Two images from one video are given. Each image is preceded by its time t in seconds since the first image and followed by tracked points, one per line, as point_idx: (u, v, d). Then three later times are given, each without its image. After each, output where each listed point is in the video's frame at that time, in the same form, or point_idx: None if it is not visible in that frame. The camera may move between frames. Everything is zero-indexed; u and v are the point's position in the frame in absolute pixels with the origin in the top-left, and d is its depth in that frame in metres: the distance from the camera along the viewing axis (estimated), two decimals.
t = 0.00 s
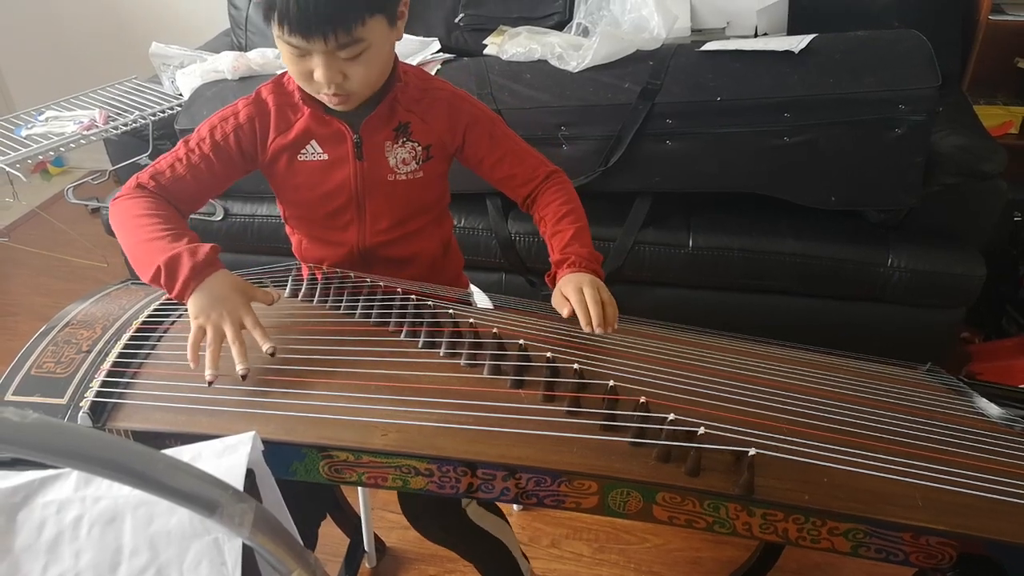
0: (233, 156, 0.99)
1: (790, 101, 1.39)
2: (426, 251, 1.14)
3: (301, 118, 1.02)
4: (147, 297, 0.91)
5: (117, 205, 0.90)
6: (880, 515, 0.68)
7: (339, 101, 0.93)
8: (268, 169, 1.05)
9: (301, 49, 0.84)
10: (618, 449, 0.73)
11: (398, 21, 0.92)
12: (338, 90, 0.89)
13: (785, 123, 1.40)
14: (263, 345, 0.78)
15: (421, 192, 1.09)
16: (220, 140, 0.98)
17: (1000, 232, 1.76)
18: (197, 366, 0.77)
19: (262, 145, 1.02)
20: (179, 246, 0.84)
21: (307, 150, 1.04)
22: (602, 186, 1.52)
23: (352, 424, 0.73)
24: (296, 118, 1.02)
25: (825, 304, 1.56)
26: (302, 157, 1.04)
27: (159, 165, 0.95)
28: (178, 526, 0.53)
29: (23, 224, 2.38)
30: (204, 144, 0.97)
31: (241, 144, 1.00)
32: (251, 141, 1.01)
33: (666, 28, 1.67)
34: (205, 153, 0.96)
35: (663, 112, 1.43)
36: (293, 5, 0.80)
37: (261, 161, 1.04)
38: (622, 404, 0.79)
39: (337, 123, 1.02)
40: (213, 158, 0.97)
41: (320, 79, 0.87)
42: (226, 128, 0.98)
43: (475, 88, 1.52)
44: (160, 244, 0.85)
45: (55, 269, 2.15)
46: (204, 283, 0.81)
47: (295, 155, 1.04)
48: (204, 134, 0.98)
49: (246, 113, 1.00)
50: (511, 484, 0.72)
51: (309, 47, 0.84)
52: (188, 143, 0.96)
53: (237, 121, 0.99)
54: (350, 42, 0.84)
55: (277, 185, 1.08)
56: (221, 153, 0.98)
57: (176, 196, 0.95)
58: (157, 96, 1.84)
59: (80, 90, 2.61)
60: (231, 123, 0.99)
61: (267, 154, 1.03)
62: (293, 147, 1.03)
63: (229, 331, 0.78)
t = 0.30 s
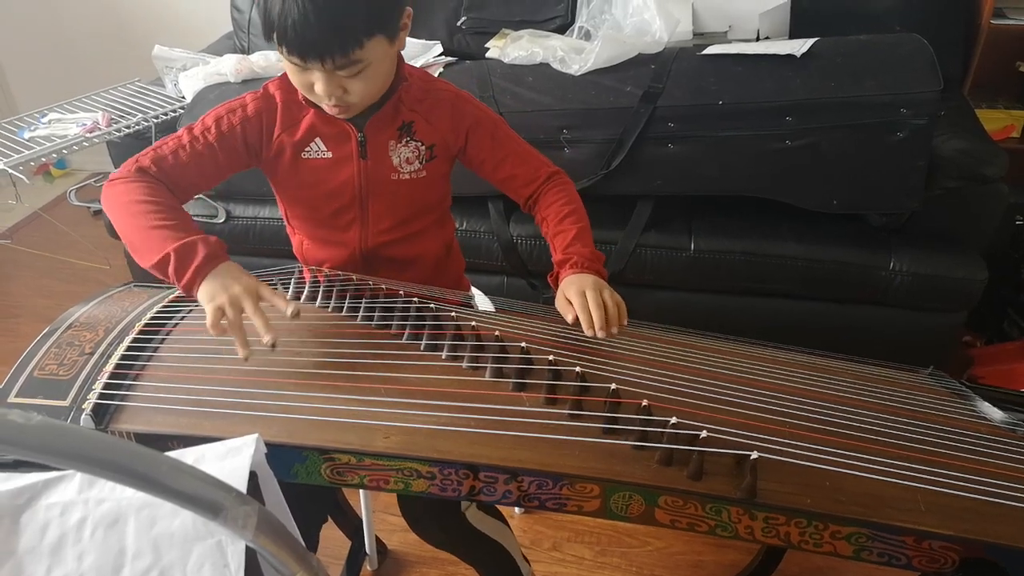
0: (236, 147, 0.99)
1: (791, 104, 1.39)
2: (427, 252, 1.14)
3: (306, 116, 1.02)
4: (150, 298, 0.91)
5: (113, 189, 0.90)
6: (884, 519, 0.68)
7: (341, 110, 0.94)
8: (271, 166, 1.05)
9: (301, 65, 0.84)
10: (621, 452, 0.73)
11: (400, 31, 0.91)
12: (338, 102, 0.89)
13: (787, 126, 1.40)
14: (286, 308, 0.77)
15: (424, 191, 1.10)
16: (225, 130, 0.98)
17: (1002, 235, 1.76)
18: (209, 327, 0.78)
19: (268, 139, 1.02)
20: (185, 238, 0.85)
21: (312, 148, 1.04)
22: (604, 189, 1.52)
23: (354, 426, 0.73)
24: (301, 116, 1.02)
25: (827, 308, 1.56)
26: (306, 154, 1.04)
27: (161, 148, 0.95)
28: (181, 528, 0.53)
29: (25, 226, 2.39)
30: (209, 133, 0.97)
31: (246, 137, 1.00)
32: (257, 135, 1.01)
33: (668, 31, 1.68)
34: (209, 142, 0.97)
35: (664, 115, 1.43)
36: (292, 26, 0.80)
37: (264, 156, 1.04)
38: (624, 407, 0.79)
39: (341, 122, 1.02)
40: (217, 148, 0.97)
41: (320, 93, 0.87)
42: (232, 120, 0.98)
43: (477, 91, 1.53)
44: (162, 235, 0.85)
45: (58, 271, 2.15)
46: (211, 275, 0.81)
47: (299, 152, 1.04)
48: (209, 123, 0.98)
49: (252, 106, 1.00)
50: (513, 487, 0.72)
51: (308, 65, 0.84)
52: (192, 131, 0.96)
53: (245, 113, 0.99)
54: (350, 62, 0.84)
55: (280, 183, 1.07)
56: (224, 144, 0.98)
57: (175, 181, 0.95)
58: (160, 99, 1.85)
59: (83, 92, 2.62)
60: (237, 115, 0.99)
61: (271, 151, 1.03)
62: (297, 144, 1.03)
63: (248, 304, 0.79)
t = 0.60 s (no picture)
0: (237, 151, 1.01)
1: (792, 103, 1.39)
2: (428, 250, 1.14)
3: (304, 113, 1.02)
4: (151, 299, 0.92)
5: (127, 198, 0.92)
6: (884, 518, 0.68)
7: (341, 106, 0.94)
8: (272, 164, 1.06)
9: (299, 63, 0.84)
10: (621, 451, 0.73)
11: (396, 26, 0.91)
12: (337, 98, 0.90)
13: (788, 125, 1.40)
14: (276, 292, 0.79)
15: (423, 187, 1.09)
16: (225, 135, 0.99)
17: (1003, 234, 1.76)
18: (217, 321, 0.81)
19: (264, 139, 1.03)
20: (189, 233, 0.86)
21: (311, 144, 1.04)
22: (604, 189, 1.53)
23: (355, 426, 0.73)
24: (299, 113, 1.03)
25: (829, 306, 1.56)
26: (305, 150, 1.04)
27: (167, 158, 0.97)
28: (182, 529, 0.54)
29: (26, 226, 2.39)
30: (210, 139, 0.98)
31: (245, 138, 1.01)
32: (255, 135, 1.02)
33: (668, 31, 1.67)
34: (210, 148, 0.98)
35: (665, 114, 1.43)
36: (288, 24, 0.80)
37: (265, 157, 1.05)
38: (624, 406, 0.79)
39: (339, 117, 1.02)
40: (218, 152, 0.99)
41: (320, 90, 0.87)
42: (231, 123, 0.99)
43: (477, 90, 1.53)
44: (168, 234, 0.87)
45: (59, 272, 2.16)
46: (217, 261, 0.83)
47: (298, 148, 1.04)
48: (210, 129, 0.99)
49: (250, 108, 1.01)
50: (513, 487, 0.72)
51: (307, 62, 0.84)
52: (195, 137, 0.98)
53: (243, 116, 1.00)
54: (347, 58, 0.84)
55: (280, 179, 1.08)
56: (225, 148, 0.99)
57: (182, 188, 0.97)
58: (161, 100, 1.85)
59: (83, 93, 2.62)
60: (236, 118, 1.00)
61: (271, 149, 1.04)
62: (296, 140, 1.03)
63: (240, 288, 0.80)
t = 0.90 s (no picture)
0: (237, 155, 1.01)
1: (791, 104, 1.39)
2: (428, 250, 1.14)
3: (305, 114, 1.02)
4: (151, 301, 0.91)
5: (129, 204, 0.92)
6: (886, 520, 0.68)
7: (340, 104, 0.94)
8: (273, 166, 1.06)
9: (298, 58, 0.84)
10: (621, 452, 0.73)
11: (394, 24, 0.91)
12: (336, 95, 0.90)
13: (787, 126, 1.40)
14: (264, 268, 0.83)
15: (424, 188, 1.09)
16: (225, 140, 0.99)
17: (1003, 234, 1.76)
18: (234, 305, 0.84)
19: (264, 144, 1.03)
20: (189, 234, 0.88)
21: (311, 145, 1.04)
22: (604, 190, 1.53)
23: (355, 428, 0.73)
24: (299, 115, 1.03)
25: (829, 307, 1.56)
26: (306, 152, 1.04)
27: (168, 165, 0.97)
28: (183, 530, 0.54)
29: (26, 228, 2.39)
30: (210, 144, 0.99)
31: (245, 142, 1.01)
32: (256, 138, 1.02)
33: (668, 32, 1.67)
34: (211, 152, 0.98)
35: (665, 115, 1.43)
36: (286, 16, 0.80)
37: (266, 160, 1.05)
38: (625, 407, 0.79)
39: (339, 118, 1.02)
40: (219, 157, 0.99)
41: (319, 86, 0.87)
42: (231, 127, 0.99)
43: (477, 92, 1.53)
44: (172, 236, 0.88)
45: (59, 274, 2.16)
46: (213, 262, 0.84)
47: (299, 150, 1.04)
48: (211, 134, 0.99)
49: (250, 111, 1.01)
50: (514, 488, 0.72)
51: (305, 56, 0.84)
52: (195, 141, 0.98)
53: (242, 120, 1.00)
54: (346, 52, 0.84)
55: (281, 181, 1.08)
56: (226, 152, 0.99)
57: (185, 194, 0.97)
58: (160, 101, 1.85)
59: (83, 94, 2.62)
60: (236, 122, 1.00)
61: (272, 151, 1.04)
62: (297, 142, 1.03)
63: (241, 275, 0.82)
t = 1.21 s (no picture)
0: (236, 161, 1.01)
1: (791, 105, 1.39)
2: (429, 251, 1.14)
3: (301, 118, 1.02)
4: (150, 302, 0.92)
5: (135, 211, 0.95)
6: (884, 520, 0.68)
7: (340, 110, 0.94)
8: (273, 171, 1.06)
9: (298, 66, 0.84)
10: (620, 452, 0.73)
11: (393, 28, 0.91)
12: (336, 101, 0.90)
13: (786, 127, 1.40)
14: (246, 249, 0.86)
15: (423, 189, 1.09)
16: (222, 147, 1.00)
17: (1003, 234, 1.76)
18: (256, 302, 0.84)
19: (260, 149, 1.03)
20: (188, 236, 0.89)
21: (309, 149, 1.04)
22: (603, 191, 1.53)
23: (354, 429, 0.73)
24: (296, 118, 1.02)
25: (828, 307, 1.56)
26: (304, 155, 1.05)
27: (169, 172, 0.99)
28: (182, 532, 0.53)
29: (25, 230, 2.39)
30: (208, 151, 1.00)
31: (242, 149, 1.01)
32: (251, 145, 1.02)
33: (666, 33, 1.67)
34: (208, 159, 0.99)
35: (664, 116, 1.43)
36: (286, 28, 0.80)
37: (265, 165, 1.05)
38: (623, 408, 0.79)
39: (336, 121, 1.02)
40: (217, 163, 1.00)
41: (319, 92, 0.87)
42: (226, 134, 1.00)
43: (476, 93, 1.53)
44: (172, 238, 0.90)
45: (58, 276, 2.16)
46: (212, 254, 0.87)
47: (297, 154, 1.04)
48: (207, 141, 1.00)
49: (245, 118, 1.01)
50: (513, 489, 0.72)
51: (306, 65, 0.84)
52: (193, 150, 0.99)
53: (237, 126, 1.01)
54: (347, 59, 0.84)
55: (281, 185, 1.08)
56: (223, 159, 1.00)
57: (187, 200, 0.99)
58: (159, 103, 1.85)
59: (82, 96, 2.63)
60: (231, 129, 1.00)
61: (270, 156, 1.04)
62: (295, 146, 1.03)
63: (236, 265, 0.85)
